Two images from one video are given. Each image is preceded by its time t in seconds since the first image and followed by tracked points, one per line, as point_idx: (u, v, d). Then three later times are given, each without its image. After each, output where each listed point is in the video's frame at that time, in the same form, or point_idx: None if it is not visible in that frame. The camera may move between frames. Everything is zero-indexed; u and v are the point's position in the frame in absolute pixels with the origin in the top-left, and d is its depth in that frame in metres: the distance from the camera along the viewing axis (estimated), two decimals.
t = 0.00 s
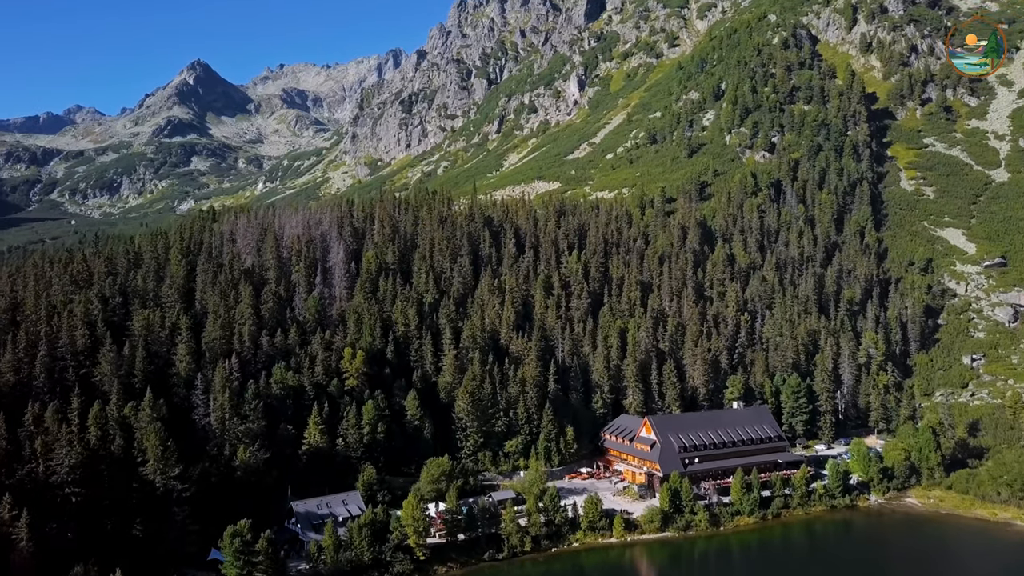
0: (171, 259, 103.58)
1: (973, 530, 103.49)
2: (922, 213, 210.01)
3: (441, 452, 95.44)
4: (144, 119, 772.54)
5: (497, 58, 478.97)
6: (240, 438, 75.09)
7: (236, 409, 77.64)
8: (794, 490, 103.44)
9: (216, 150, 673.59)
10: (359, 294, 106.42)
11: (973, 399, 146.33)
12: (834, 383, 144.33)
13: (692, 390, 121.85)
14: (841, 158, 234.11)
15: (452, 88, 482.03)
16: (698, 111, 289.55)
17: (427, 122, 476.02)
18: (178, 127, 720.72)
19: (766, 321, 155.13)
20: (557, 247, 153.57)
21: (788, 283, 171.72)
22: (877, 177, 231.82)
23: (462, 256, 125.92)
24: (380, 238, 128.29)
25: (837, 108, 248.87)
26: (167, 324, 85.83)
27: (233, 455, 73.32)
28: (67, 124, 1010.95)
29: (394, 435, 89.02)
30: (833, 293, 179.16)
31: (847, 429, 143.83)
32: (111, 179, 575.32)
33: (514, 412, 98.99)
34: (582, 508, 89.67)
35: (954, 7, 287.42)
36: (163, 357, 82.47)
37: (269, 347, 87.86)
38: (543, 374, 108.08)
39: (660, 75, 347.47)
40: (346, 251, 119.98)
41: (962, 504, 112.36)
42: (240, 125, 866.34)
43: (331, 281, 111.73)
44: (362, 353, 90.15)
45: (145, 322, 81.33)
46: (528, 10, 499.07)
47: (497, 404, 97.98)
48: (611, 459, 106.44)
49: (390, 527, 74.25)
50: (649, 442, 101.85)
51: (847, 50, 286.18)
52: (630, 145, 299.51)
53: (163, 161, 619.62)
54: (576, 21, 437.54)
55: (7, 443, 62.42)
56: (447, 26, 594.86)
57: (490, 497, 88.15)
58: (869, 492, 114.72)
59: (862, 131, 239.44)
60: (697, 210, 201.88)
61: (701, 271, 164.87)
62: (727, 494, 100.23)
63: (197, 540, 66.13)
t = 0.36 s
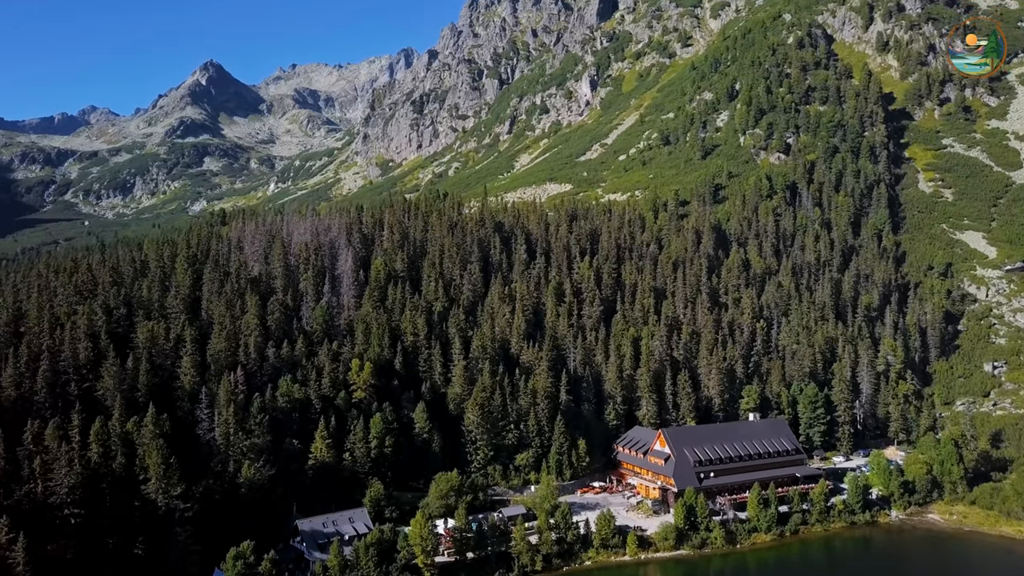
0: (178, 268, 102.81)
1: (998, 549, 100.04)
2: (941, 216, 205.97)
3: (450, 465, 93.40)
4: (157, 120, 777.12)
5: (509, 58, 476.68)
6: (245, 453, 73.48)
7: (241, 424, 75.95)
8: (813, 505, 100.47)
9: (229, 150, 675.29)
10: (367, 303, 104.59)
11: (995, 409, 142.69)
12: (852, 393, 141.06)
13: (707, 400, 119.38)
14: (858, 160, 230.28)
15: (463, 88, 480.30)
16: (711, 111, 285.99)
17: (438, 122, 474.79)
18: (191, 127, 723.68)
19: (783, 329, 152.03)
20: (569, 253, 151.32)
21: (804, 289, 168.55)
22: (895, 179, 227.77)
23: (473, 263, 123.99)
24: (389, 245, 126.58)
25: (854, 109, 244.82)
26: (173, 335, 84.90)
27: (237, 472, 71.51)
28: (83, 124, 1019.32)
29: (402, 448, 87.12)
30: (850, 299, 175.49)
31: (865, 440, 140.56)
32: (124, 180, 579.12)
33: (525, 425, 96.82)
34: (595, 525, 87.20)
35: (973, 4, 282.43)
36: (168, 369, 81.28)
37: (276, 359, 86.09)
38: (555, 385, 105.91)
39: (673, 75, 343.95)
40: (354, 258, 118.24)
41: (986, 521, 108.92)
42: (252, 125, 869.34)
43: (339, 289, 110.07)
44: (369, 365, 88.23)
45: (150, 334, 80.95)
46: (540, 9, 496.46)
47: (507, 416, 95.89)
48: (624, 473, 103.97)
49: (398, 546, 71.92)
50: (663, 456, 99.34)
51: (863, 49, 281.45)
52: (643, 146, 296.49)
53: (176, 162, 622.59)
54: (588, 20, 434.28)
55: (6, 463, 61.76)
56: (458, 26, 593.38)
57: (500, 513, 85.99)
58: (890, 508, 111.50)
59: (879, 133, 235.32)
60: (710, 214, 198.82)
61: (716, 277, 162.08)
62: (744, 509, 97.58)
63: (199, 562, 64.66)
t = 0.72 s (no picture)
0: (184, 277, 102.01)
1: None
2: (960, 219, 201.91)
3: (460, 480, 91.28)
4: (170, 120, 781.21)
5: (521, 58, 474.24)
6: (249, 470, 72.10)
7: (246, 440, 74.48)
8: (832, 522, 97.30)
9: (241, 151, 676.94)
10: (376, 312, 102.76)
11: (1018, 420, 138.92)
12: (870, 403, 137.78)
13: (721, 411, 116.81)
14: (874, 162, 226.40)
15: (475, 89, 478.35)
16: (725, 112, 282.36)
17: (449, 123, 473.40)
18: (203, 128, 726.56)
19: (799, 337, 149.00)
20: (581, 259, 149.05)
21: (821, 295, 165.33)
22: (913, 181, 223.60)
23: (483, 271, 121.93)
24: (398, 253, 124.74)
25: (870, 110, 240.67)
26: (177, 347, 83.85)
27: (241, 490, 70.04)
28: (97, 124, 1026.58)
29: (410, 462, 85.11)
30: (867, 305, 171.86)
31: (884, 451, 137.16)
32: (137, 181, 582.89)
33: (536, 438, 94.68)
34: (607, 543, 84.52)
35: (992, 3, 277.13)
36: (172, 383, 80.16)
37: (282, 371, 84.48)
38: (566, 397, 103.64)
39: (687, 75, 340.47)
40: (363, 266, 116.53)
41: (1010, 539, 105.39)
42: (264, 126, 871.91)
43: (347, 298, 108.40)
44: (377, 378, 86.32)
45: (152, 347, 79.98)
46: (552, 9, 493.82)
47: (517, 429, 93.73)
48: (637, 487, 101.46)
49: (404, 566, 69.47)
50: (678, 470, 96.88)
51: (880, 49, 276.56)
52: (655, 148, 293.41)
53: (188, 162, 624.63)
54: (600, 20, 431.01)
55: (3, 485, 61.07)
56: (470, 26, 591.82)
57: (511, 530, 83.85)
58: (911, 524, 108.17)
59: (896, 134, 231.20)
60: (725, 218, 195.74)
61: (730, 283, 159.30)
62: (761, 526, 94.88)
63: None
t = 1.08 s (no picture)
0: (189, 286, 101.15)
1: None
2: (979, 222, 197.95)
3: (469, 495, 89.24)
4: (183, 121, 784.56)
5: (532, 58, 472.03)
6: (253, 487, 70.48)
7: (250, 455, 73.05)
8: (851, 539, 94.20)
9: (252, 151, 678.45)
10: (384, 322, 100.92)
11: None
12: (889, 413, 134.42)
13: (737, 421, 114.38)
14: (891, 164, 222.51)
15: (486, 89, 476.44)
16: (739, 113, 278.65)
17: (460, 124, 472.00)
18: (215, 129, 728.93)
19: (815, 345, 145.88)
20: (593, 265, 146.79)
21: (837, 302, 162.05)
22: (930, 183, 219.46)
23: (492, 279, 119.90)
24: (407, 260, 122.99)
25: (887, 111, 236.67)
26: (182, 359, 82.78)
27: (245, 508, 68.63)
28: (110, 125, 1032.77)
29: (418, 477, 83.13)
30: (885, 311, 168.39)
31: (903, 463, 133.84)
32: (150, 182, 585.77)
33: (547, 452, 92.48)
34: (620, 561, 81.25)
35: (1011, 1, 271.85)
36: (176, 397, 79.07)
37: (287, 385, 82.95)
38: (578, 409, 101.44)
39: (700, 76, 337.08)
40: (371, 275, 114.78)
41: None
42: (276, 126, 873.88)
43: (355, 307, 106.69)
44: (384, 391, 84.35)
45: (156, 361, 78.95)
46: (563, 9, 491.45)
47: (527, 443, 91.53)
48: (650, 502, 98.77)
49: None
50: (692, 485, 94.47)
51: (896, 49, 271.54)
52: (668, 149, 290.28)
53: (200, 163, 626.56)
54: (612, 20, 427.79)
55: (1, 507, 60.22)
56: (481, 26, 590.44)
57: (521, 548, 81.21)
58: (932, 541, 104.71)
59: (913, 136, 227.19)
60: (739, 222, 192.60)
61: (745, 289, 156.50)
62: (778, 543, 92.07)
63: None
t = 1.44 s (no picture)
0: (196, 296, 100.79)
1: None
2: (1001, 226, 193.55)
3: (478, 512, 86.90)
4: (195, 123, 788.08)
5: (543, 59, 469.25)
6: (258, 507, 69.36)
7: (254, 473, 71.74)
8: (873, 555, 89.75)
9: (264, 152, 679.75)
10: (393, 333, 99.12)
11: None
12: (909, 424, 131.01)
13: (753, 433, 111.79)
14: (909, 167, 218.39)
15: (497, 90, 474.37)
16: (754, 115, 274.77)
17: (472, 125, 470.22)
18: (228, 130, 731.35)
19: (832, 354, 142.71)
20: (605, 272, 144.35)
21: (855, 309, 158.75)
22: (949, 186, 215.30)
23: (503, 287, 117.77)
24: (416, 268, 121.15)
25: (904, 113, 232.36)
26: (186, 373, 82.08)
27: (248, 529, 67.75)
28: (124, 126, 1038.80)
29: (427, 494, 81.26)
30: (904, 318, 164.62)
31: (924, 475, 130.37)
32: (162, 183, 588.47)
33: (559, 467, 90.29)
34: None
35: None
36: (180, 412, 78.71)
37: (293, 399, 81.43)
38: (591, 422, 99.21)
39: (713, 76, 333.37)
40: (379, 284, 113.06)
41: None
42: (288, 127, 875.84)
43: (363, 317, 104.97)
44: (392, 406, 82.44)
45: (158, 376, 78.64)
46: (575, 8, 488.60)
47: (539, 458, 89.31)
48: (665, 518, 96.13)
49: None
50: (708, 502, 91.61)
51: (913, 49, 266.31)
52: (681, 151, 286.99)
53: (212, 164, 628.52)
54: (624, 20, 424.08)
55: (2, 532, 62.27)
56: (493, 26, 588.62)
57: (531, 567, 78.31)
58: (956, 560, 100.80)
59: (931, 138, 222.90)
60: (754, 227, 189.37)
61: (761, 296, 153.59)
62: (796, 562, 88.88)
63: None
